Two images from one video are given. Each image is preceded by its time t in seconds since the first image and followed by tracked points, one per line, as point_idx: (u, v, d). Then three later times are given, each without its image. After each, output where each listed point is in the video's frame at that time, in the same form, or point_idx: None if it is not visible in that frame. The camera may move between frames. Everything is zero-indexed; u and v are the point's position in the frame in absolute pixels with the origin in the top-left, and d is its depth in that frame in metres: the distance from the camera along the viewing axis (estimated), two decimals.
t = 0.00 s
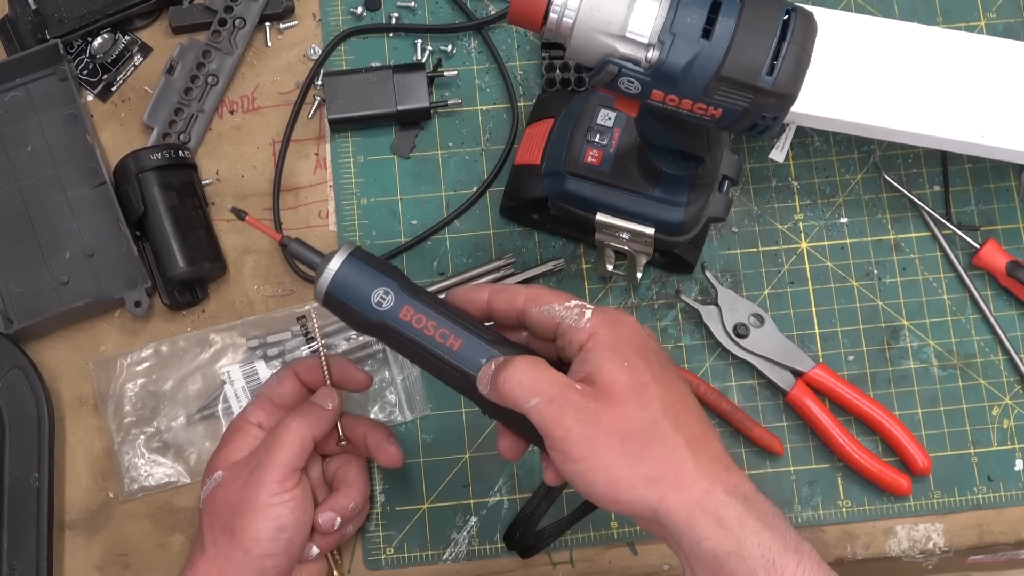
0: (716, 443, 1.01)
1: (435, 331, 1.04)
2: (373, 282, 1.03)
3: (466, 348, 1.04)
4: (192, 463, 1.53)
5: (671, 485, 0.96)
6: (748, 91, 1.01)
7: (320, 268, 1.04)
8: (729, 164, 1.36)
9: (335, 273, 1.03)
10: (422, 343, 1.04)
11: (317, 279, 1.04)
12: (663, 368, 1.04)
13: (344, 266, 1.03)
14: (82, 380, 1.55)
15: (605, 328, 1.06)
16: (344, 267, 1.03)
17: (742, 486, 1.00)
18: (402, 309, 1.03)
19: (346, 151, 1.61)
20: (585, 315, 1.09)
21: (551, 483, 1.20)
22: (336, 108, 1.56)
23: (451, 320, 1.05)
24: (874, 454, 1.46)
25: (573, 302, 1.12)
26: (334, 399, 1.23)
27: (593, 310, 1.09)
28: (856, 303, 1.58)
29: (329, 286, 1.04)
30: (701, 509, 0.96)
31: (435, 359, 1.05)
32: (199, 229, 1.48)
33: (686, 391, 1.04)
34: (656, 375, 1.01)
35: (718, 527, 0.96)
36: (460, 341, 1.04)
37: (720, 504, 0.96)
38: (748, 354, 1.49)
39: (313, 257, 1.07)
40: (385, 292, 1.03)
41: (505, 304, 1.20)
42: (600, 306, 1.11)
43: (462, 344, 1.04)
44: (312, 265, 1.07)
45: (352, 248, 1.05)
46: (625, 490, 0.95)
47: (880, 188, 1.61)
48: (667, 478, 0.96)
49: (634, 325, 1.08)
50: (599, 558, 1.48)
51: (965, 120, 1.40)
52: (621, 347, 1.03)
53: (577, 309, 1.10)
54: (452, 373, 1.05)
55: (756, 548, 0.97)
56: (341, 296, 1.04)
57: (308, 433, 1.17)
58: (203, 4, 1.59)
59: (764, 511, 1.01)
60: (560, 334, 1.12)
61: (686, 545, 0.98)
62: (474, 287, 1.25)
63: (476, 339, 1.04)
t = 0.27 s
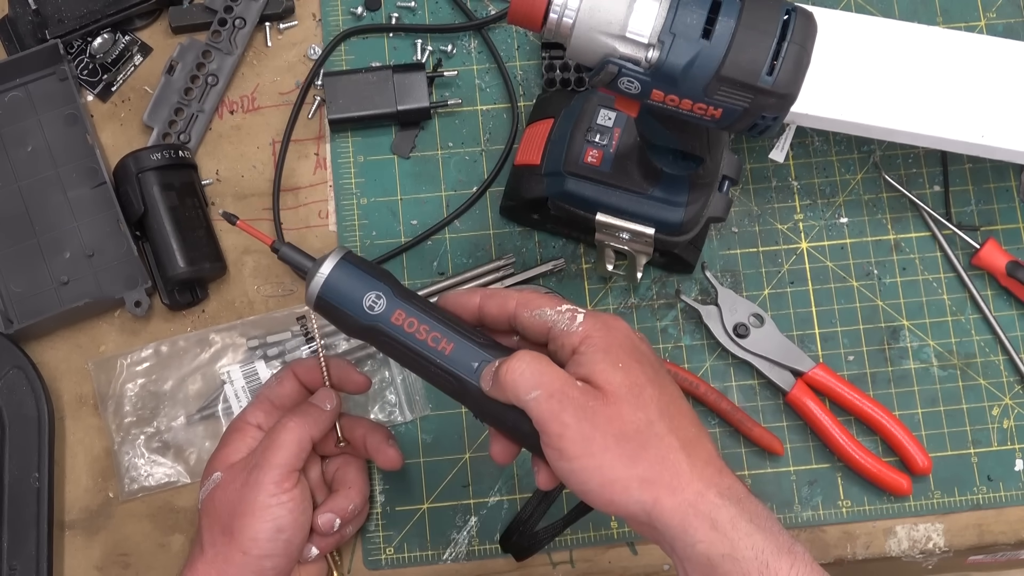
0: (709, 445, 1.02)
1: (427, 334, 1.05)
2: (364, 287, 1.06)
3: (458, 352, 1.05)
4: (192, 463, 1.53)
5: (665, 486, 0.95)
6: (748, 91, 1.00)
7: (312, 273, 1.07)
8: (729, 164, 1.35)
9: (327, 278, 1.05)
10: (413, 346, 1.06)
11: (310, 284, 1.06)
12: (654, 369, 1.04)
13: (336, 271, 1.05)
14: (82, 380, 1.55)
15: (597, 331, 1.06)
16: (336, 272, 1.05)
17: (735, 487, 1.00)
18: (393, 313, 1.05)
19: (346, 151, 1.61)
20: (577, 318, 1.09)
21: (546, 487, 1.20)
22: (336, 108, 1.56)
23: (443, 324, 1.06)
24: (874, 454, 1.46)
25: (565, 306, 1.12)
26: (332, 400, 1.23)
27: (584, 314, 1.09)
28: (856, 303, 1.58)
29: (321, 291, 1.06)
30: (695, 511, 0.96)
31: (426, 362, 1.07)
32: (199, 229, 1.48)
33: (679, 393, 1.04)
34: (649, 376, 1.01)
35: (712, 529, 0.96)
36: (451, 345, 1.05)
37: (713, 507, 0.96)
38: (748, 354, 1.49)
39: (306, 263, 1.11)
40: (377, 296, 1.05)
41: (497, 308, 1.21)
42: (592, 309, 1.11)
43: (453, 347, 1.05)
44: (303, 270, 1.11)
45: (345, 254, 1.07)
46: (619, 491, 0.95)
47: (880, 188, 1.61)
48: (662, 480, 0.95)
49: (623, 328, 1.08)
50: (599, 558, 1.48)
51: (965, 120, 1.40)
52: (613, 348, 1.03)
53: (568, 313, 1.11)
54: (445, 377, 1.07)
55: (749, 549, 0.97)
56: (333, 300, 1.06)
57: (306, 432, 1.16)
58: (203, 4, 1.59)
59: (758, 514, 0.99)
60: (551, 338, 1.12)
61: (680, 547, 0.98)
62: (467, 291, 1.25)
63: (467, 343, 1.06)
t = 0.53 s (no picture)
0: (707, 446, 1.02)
1: (426, 337, 1.05)
2: (364, 290, 1.05)
3: (457, 355, 1.05)
4: (192, 463, 1.53)
5: (663, 488, 0.95)
6: (748, 91, 1.00)
7: (312, 276, 1.07)
8: (729, 164, 1.35)
9: (327, 281, 1.05)
10: (413, 349, 1.06)
11: (310, 288, 1.06)
12: (652, 371, 1.04)
13: (335, 275, 1.05)
14: (82, 381, 1.55)
15: (596, 333, 1.06)
16: (335, 276, 1.05)
17: (735, 489, 1.00)
18: (393, 316, 1.05)
19: (346, 151, 1.61)
20: (576, 321, 1.09)
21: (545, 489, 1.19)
22: (336, 108, 1.56)
23: (442, 327, 1.06)
24: (874, 455, 1.46)
25: (564, 309, 1.12)
26: (332, 401, 1.23)
27: (583, 316, 1.09)
28: (856, 303, 1.58)
29: (321, 294, 1.06)
30: (693, 513, 0.96)
31: (426, 365, 1.07)
32: (199, 229, 1.48)
33: (678, 394, 1.04)
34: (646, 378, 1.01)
35: (710, 531, 0.96)
36: (451, 348, 1.05)
37: (711, 508, 0.96)
38: (748, 354, 1.49)
39: (307, 267, 1.10)
40: (376, 300, 1.05)
41: (497, 311, 1.21)
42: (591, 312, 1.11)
43: (453, 350, 1.05)
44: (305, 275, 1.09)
45: (345, 257, 1.07)
46: (616, 492, 0.95)
47: (880, 188, 1.61)
48: (660, 481, 0.95)
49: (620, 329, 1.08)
50: (599, 558, 1.48)
51: (965, 120, 1.40)
52: (612, 351, 1.03)
53: (567, 315, 1.11)
54: (444, 380, 1.07)
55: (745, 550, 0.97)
56: (333, 304, 1.06)
57: (307, 433, 1.15)
58: (203, 4, 1.59)
59: (757, 515, 0.99)
60: (551, 340, 1.12)
61: (679, 549, 0.98)
62: (467, 294, 1.26)
63: (466, 346, 1.05)
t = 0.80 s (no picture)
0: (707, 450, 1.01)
1: (429, 341, 1.06)
2: (368, 294, 1.06)
3: (459, 359, 1.05)
4: (192, 463, 1.53)
5: (660, 492, 0.96)
6: (748, 91, 1.00)
7: (318, 280, 1.08)
8: (729, 165, 1.36)
9: (332, 285, 1.06)
10: (416, 352, 1.06)
11: (315, 292, 1.08)
12: (652, 375, 1.04)
13: (340, 279, 1.07)
14: (82, 381, 1.55)
15: (597, 337, 1.06)
16: (340, 279, 1.06)
17: (734, 492, 1.00)
18: (396, 320, 1.06)
19: (346, 151, 1.61)
20: (577, 326, 1.08)
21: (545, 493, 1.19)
22: (336, 108, 1.56)
23: (445, 331, 1.07)
24: (874, 454, 1.46)
25: (565, 313, 1.11)
26: (333, 399, 1.22)
27: (585, 321, 1.09)
28: (856, 303, 1.58)
29: (326, 298, 1.07)
30: (692, 517, 0.96)
31: (429, 369, 1.07)
32: (199, 229, 1.48)
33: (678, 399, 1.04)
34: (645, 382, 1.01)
35: (708, 534, 0.96)
36: (453, 351, 1.05)
37: (710, 512, 0.96)
38: (748, 354, 1.49)
39: (311, 270, 1.17)
40: (380, 304, 1.06)
41: (499, 316, 1.21)
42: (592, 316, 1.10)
43: (455, 354, 1.05)
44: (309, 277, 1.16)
45: (350, 262, 1.09)
46: (613, 496, 0.96)
47: (880, 188, 1.61)
48: (657, 485, 0.96)
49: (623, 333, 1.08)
50: (599, 558, 1.48)
51: (965, 120, 1.40)
52: (612, 355, 1.03)
53: (568, 319, 1.10)
54: (447, 383, 1.07)
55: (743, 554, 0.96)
56: (337, 308, 1.07)
57: (308, 434, 1.16)
58: (203, 4, 1.59)
59: (755, 519, 0.99)
60: (552, 344, 1.12)
61: (678, 552, 0.98)
62: (470, 298, 1.26)
63: (468, 349, 1.06)
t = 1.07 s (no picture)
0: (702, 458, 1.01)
1: (424, 355, 1.03)
2: (363, 309, 1.04)
3: (454, 373, 1.03)
4: (192, 463, 1.53)
5: (657, 502, 0.95)
6: (748, 91, 1.00)
7: (311, 296, 1.05)
8: (729, 165, 1.36)
9: (327, 301, 1.04)
10: (411, 367, 1.04)
11: (309, 309, 1.05)
12: (646, 385, 1.03)
13: (335, 295, 1.04)
14: (82, 381, 1.55)
15: (589, 348, 1.05)
16: (334, 295, 1.04)
17: (730, 500, 0.99)
18: (391, 335, 1.03)
19: (346, 151, 1.61)
20: (570, 336, 1.08)
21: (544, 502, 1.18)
22: (336, 108, 1.56)
23: (440, 345, 1.04)
24: (874, 455, 1.46)
25: (558, 324, 1.12)
26: (334, 400, 1.22)
27: (577, 331, 1.08)
28: (856, 303, 1.58)
29: (320, 314, 1.04)
30: (689, 524, 0.95)
31: (424, 384, 1.04)
32: (199, 229, 1.48)
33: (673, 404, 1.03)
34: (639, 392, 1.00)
35: (706, 540, 0.96)
36: (448, 365, 1.03)
37: (706, 520, 0.96)
38: (748, 354, 1.49)
39: (306, 288, 1.07)
40: (374, 318, 1.04)
41: (492, 329, 1.20)
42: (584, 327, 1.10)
43: (449, 368, 1.03)
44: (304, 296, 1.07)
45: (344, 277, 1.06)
46: (611, 508, 0.95)
47: (880, 188, 1.61)
48: (653, 496, 0.95)
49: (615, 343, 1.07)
50: (599, 559, 1.48)
51: (965, 120, 1.40)
52: (607, 366, 1.02)
53: (561, 331, 1.10)
54: (441, 398, 1.04)
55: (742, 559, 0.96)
56: (332, 324, 1.04)
57: (308, 434, 1.15)
58: (203, 4, 1.59)
59: (752, 525, 0.99)
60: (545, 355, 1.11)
61: (676, 557, 0.98)
62: (463, 312, 1.25)
63: (463, 363, 1.03)
